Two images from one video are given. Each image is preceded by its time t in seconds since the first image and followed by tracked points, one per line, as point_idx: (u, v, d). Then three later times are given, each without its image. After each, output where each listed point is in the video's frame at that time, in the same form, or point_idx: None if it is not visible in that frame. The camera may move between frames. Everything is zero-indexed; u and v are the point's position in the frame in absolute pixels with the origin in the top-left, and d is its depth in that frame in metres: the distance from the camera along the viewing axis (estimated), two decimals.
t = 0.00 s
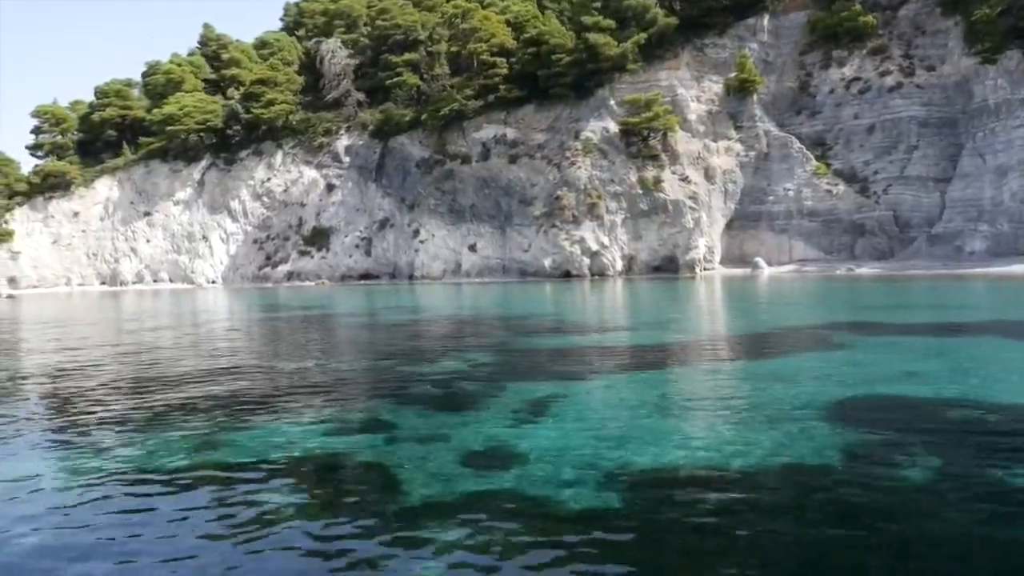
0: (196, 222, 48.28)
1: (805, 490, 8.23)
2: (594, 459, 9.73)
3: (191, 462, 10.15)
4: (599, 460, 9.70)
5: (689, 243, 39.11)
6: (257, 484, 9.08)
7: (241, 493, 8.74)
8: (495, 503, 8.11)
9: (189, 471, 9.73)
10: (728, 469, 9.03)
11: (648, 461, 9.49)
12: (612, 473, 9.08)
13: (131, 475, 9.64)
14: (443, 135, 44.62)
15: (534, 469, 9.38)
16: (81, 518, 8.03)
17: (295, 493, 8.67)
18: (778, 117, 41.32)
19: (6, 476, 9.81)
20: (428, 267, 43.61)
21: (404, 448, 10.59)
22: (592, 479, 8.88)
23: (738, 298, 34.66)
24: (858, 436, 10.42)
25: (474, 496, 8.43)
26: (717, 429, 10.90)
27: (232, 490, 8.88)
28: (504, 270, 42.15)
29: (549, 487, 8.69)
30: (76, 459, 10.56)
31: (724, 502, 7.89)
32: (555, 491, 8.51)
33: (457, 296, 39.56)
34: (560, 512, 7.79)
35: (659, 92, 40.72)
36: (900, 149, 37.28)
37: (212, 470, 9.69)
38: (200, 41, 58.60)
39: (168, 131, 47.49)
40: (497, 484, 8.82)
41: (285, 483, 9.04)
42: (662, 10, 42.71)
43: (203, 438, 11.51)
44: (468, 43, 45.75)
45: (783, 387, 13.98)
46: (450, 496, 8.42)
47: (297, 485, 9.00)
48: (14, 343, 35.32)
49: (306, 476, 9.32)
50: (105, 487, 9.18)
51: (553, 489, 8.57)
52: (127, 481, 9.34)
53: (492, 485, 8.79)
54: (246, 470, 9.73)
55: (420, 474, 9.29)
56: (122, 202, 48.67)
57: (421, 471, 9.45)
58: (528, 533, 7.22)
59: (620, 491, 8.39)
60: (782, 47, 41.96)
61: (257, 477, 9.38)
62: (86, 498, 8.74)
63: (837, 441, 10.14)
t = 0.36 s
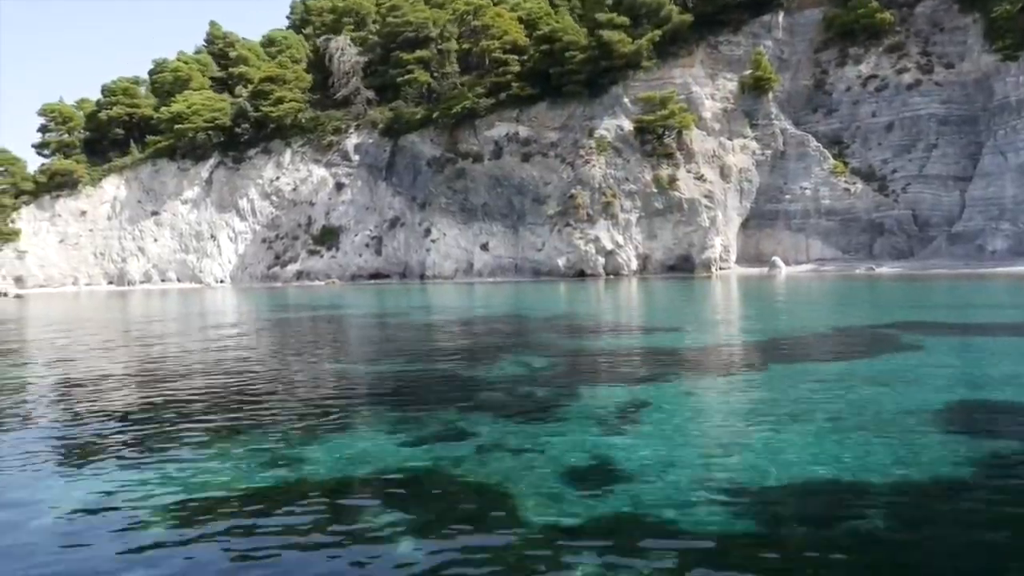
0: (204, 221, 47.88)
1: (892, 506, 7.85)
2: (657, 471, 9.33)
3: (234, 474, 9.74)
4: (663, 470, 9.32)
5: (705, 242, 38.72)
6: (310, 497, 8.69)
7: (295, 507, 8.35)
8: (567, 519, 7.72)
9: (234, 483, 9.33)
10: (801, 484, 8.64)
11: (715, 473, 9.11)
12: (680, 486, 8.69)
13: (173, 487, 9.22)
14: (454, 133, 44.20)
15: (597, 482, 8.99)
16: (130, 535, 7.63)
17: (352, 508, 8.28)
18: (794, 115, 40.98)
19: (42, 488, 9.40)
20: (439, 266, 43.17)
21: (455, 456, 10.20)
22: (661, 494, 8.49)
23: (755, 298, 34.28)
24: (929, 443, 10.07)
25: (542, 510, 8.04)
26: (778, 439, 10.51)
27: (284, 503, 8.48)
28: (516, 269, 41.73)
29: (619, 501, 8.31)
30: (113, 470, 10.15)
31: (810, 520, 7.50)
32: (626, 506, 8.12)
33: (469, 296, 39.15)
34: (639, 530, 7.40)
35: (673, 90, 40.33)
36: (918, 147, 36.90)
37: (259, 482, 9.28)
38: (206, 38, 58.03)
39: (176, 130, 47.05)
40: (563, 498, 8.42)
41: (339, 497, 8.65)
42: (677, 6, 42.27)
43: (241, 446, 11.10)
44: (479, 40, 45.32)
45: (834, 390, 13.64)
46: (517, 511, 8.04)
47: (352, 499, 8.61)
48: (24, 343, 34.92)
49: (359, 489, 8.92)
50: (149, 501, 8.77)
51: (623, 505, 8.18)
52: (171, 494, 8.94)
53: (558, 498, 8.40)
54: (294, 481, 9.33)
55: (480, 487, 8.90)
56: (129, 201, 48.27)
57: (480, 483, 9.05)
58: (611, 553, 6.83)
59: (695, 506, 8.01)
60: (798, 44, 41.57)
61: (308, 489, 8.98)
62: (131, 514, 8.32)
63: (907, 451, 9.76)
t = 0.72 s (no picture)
0: (212, 221, 47.46)
1: (985, 522, 7.39)
2: (725, 479, 8.87)
3: (277, 487, 9.28)
4: (731, 479, 8.86)
5: (721, 242, 38.25)
6: (364, 517, 8.23)
7: (351, 527, 7.91)
8: (644, 538, 7.26)
9: (282, 499, 8.88)
10: (881, 499, 8.19)
11: (788, 486, 8.65)
12: (755, 497, 8.25)
13: (216, 503, 8.77)
14: (466, 132, 43.77)
15: (665, 493, 8.53)
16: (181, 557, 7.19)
17: (410, 530, 7.81)
18: (810, 114, 40.60)
19: (77, 502, 8.95)
20: (451, 266, 42.71)
21: (509, 467, 9.75)
22: (736, 506, 8.02)
23: (772, 298, 33.85)
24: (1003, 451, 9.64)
25: (615, 527, 7.59)
26: (845, 447, 10.08)
27: (338, 523, 8.03)
28: (529, 270, 41.26)
29: (693, 514, 7.86)
30: (147, 481, 9.70)
31: (906, 540, 7.04)
32: (700, 520, 7.68)
33: (480, 296, 38.72)
34: (724, 548, 6.94)
35: (688, 88, 39.89)
36: (938, 146, 36.44)
37: (308, 498, 8.83)
38: (213, 37, 57.57)
39: (185, 128, 46.63)
40: (633, 513, 7.98)
41: (396, 516, 8.20)
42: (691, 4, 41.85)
43: (278, 455, 10.66)
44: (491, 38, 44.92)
45: (886, 392, 13.20)
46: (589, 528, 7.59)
47: (409, 518, 8.17)
48: (33, 343, 34.49)
49: (418, 508, 8.47)
50: (194, 517, 8.32)
51: (697, 518, 7.74)
52: (216, 512, 8.49)
53: (628, 513, 7.96)
54: (345, 498, 8.89)
55: (543, 501, 8.46)
56: (137, 201, 47.83)
57: (541, 497, 8.59)
58: None
59: (775, 523, 7.56)
60: (813, 42, 41.15)
61: (361, 507, 8.53)
62: (175, 534, 7.87)
63: (985, 460, 9.29)
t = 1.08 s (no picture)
0: (220, 221, 47.09)
1: None
2: (798, 479, 8.44)
3: (322, 485, 8.83)
4: (805, 481, 8.43)
5: (737, 242, 37.83)
6: (424, 518, 7.78)
7: (414, 529, 7.46)
8: (733, 543, 6.86)
9: (332, 496, 8.42)
10: (972, 500, 7.79)
11: (868, 487, 8.26)
12: (837, 501, 7.80)
13: (261, 501, 8.31)
14: (477, 132, 43.40)
15: (740, 493, 8.09)
16: (236, 562, 6.76)
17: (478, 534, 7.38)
18: (825, 112, 40.26)
19: (111, 501, 8.47)
20: (462, 266, 42.28)
21: (567, 464, 9.33)
22: (821, 509, 7.62)
23: (789, 299, 33.49)
24: None
25: (697, 531, 7.18)
26: (915, 448, 9.66)
27: (398, 526, 7.58)
28: (542, 270, 40.83)
29: (776, 517, 7.42)
30: (182, 478, 9.24)
31: (1011, 550, 6.62)
32: (786, 524, 7.24)
33: (492, 297, 38.35)
34: (822, 558, 6.53)
35: (703, 87, 39.51)
36: (957, 145, 36.09)
37: (359, 496, 8.37)
38: (219, 36, 57.17)
39: (193, 127, 46.28)
40: (712, 514, 7.57)
41: (458, 517, 7.75)
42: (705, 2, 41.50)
43: (318, 452, 10.26)
44: (503, 37, 44.60)
45: (942, 392, 12.80)
46: (670, 532, 7.15)
47: (472, 520, 7.71)
48: (43, 343, 34.12)
49: (478, 508, 8.02)
50: (241, 516, 7.86)
51: (783, 521, 7.32)
52: (263, 509, 8.03)
53: (707, 515, 7.52)
54: (398, 497, 8.44)
55: (613, 503, 8.01)
56: (144, 200, 47.43)
57: (608, 498, 8.19)
58: None
59: (868, 529, 7.12)
60: (828, 40, 40.80)
61: (419, 507, 8.09)
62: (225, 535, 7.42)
63: None
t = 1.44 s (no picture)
0: (229, 220, 46.64)
1: None
2: (879, 504, 8.04)
3: (375, 510, 8.42)
4: (885, 505, 8.02)
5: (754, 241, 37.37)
6: (490, 550, 7.36)
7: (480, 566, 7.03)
8: None
9: (385, 524, 7.99)
10: None
11: (954, 510, 7.87)
12: (924, 531, 7.40)
13: (311, 530, 7.87)
14: (489, 130, 42.94)
15: (821, 524, 7.67)
16: None
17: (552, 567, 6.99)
18: (842, 110, 39.84)
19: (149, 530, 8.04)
20: (474, 266, 41.79)
21: (629, 483, 8.93)
22: (911, 540, 7.23)
23: (807, 299, 33.04)
24: None
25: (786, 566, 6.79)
26: (991, 466, 9.24)
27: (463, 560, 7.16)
28: (555, 270, 40.36)
29: (867, 554, 7.00)
30: (220, 503, 8.81)
31: None
32: (880, 560, 6.84)
33: (505, 297, 37.90)
34: None
35: (719, 84, 39.07)
36: (977, 143, 35.68)
37: (417, 523, 7.98)
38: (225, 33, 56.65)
39: (202, 126, 45.86)
40: (797, 546, 7.17)
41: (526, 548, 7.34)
42: None
43: (364, 469, 9.84)
44: (515, 34, 44.17)
45: (1001, 397, 12.39)
46: (757, 572, 6.72)
47: (542, 553, 7.29)
48: (51, 344, 33.69)
49: (545, 538, 7.60)
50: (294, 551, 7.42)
51: (874, 555, 6.93)
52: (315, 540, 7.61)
53: (791, 549, 7.10)
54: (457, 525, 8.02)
55: (687, 531, 7.59)
56: (152, 199, 46.96)
57: (681, 524, 7.80)
58: None
59: (965, 566, 6.72)
60: (845, 37, 40.39)
61: (481, 536, 7.66)
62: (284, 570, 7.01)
63: None
